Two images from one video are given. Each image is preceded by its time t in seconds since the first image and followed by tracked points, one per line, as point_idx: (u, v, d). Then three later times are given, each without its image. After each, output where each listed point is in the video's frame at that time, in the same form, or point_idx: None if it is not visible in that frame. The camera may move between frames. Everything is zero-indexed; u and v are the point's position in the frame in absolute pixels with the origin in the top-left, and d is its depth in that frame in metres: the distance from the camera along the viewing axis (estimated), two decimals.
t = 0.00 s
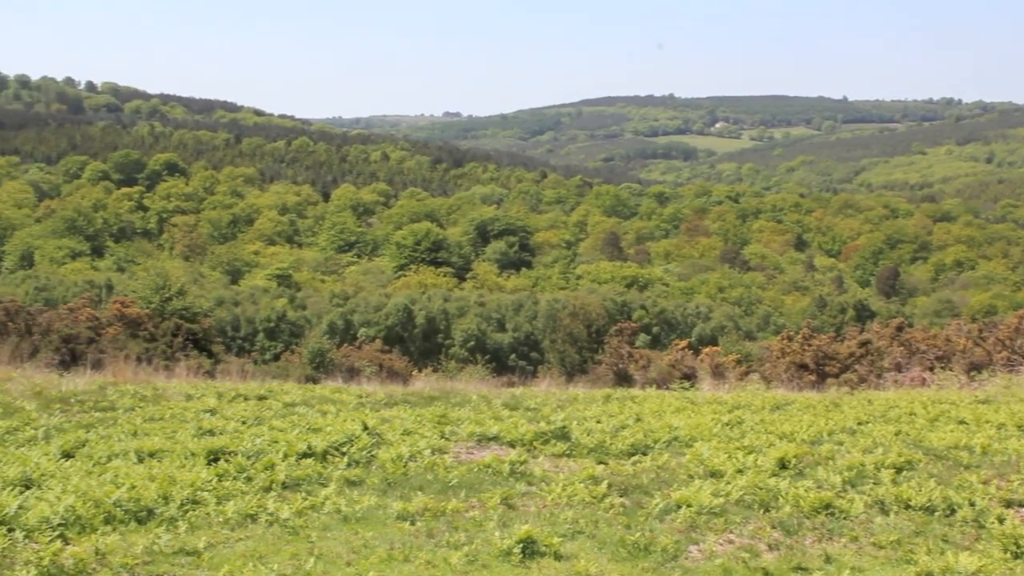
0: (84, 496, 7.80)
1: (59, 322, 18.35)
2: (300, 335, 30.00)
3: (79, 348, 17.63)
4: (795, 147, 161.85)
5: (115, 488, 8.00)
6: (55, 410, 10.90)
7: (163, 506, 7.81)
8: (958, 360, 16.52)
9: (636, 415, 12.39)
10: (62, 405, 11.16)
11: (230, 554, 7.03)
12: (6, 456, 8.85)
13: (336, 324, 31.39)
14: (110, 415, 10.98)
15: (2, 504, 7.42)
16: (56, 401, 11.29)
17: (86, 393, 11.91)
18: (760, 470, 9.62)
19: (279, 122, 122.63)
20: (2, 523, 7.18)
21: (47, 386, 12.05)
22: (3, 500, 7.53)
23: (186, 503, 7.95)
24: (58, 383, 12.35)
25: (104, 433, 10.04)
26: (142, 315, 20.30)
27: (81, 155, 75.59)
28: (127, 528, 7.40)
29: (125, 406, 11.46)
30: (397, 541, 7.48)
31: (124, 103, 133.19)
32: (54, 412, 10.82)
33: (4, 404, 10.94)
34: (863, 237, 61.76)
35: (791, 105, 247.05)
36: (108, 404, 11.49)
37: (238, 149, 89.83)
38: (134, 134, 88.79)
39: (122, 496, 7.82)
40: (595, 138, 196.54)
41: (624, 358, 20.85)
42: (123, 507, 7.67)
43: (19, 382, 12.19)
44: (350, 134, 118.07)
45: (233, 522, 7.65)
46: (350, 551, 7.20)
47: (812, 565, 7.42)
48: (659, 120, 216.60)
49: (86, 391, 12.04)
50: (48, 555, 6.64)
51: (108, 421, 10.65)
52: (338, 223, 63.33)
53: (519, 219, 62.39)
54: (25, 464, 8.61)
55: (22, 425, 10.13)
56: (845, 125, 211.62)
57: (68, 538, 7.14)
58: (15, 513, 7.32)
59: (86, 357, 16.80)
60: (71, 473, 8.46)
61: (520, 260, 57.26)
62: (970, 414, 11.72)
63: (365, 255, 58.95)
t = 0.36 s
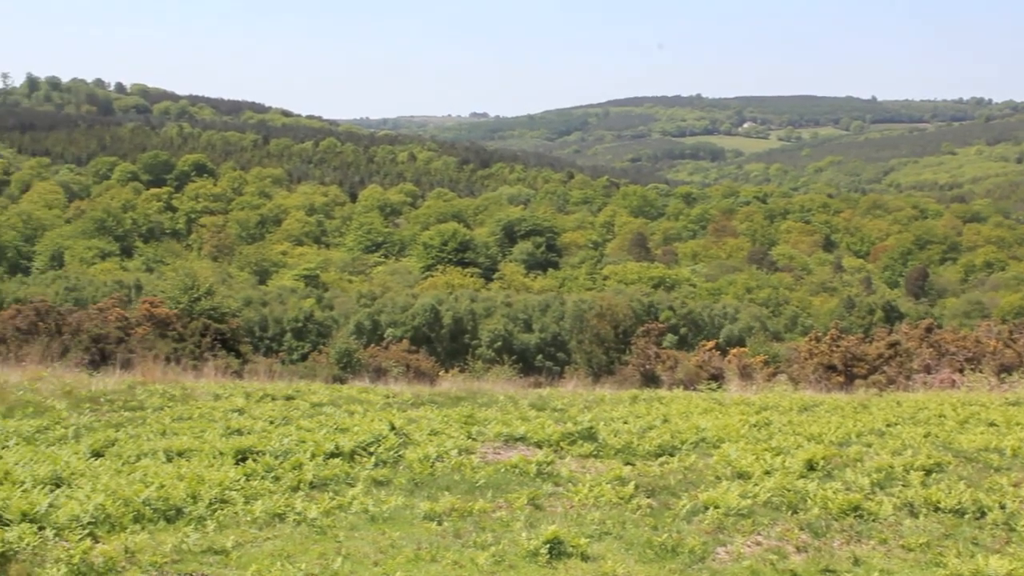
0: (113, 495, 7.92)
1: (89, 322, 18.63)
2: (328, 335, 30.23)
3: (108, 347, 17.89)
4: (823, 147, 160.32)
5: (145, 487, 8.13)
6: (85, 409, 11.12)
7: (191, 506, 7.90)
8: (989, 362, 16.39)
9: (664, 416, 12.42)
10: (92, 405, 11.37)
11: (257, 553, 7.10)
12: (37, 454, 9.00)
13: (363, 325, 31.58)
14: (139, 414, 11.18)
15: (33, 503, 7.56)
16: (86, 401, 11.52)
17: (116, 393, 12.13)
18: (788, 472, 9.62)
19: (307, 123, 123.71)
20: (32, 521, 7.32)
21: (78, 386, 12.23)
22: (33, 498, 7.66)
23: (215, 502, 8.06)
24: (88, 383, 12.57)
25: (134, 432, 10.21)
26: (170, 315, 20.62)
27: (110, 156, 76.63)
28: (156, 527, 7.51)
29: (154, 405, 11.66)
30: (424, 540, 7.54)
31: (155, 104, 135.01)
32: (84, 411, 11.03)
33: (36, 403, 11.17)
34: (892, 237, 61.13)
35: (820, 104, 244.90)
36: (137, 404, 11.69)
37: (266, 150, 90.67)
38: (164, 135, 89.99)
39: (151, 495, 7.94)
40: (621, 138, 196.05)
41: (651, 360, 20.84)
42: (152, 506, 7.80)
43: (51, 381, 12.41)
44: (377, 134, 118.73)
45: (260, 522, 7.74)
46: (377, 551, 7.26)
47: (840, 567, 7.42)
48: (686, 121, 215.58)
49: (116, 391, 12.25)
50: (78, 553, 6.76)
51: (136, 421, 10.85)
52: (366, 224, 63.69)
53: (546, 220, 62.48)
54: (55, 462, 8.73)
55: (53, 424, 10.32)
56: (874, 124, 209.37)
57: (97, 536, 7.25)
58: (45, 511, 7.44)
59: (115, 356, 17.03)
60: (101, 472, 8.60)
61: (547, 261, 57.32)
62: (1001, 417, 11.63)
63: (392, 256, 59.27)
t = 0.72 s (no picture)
0: (139, 494, 7.89)
1: (115, 322, 18.90)
2: (352, 335, 30.44)
3: (134, 347, 18.12)
4: (849, 147, 158.94)
5: (171, 487, 8.10)
6: (111, 409, 11.30)
7: (215, 504, 7.89)
8: (1016, 364, 16.25)
9: (688, 417, 12.43)
10: (118, 405, 11.55)
11: (282, 552, 7.08)
12: (64, 453, 9.04)
13: (387, 324, 31.77)
14: (164, 414, 11.36)
15: (60, 501, 7.46)
16: (112, 400, 11.71)
17: (142, 392, 12.31)
18: (813, 474, 9.60)
19: (332, 124, 124.31)
20: (58, 519, 7.20)
21: (104, 386, 12.41)
22: (60, 496, 7.56)
23: (240, 501, 8.06)
24: (115, 383, 12.76)
25: (159, 431, 10.35)
26: (195, 315, 20.87)
27: (136, 157, 77.62)
28: (181, 526, 7.47)
29: (178, 405, 11.83)
30: (449, 541, 7.55)
31: (181, 105, 136.52)
32: (110, 411, 11.21)
33: (63, 402, 11.36)
34: (918, 238, 60.55)
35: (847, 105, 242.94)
36: (163, 404, 11.87)
37: (290, 151, 91.39)
38: (190, 136, 91.06)
39: (176, 493, 7.93)
40: (645, 139, 195.56)
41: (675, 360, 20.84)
42: (177, 505, 7.76)
43: (77, 380, 12.62)
44: (400, 135, 119.33)
45: (284, 522, 7.72)
46: (401, 550, 7.25)
47: (865, 569, 7.40)
48: (711, 121, 214.59)
49: (141, 391, 12.43)
50: (104, 551, 6.65)
51: (162, 420, 11.02)
52: (390, 224, 63.99)
53: (570, 221, 62.53)
54: (81, 461, 8.76)
55: (79, 423, 10.48)
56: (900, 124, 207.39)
57: (122, 534, 7.16)
58: (71, 509, 7.34)
59: (141, 356, 17.25)
60: (126, 471, 8.61)
61: (571, 261, 57.33)
62: None
63: (416, 256, 59.55)
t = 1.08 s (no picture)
0: (162, 494, 7.99)
1: (138, 323, 19.15)
2: (372, 336, 30.62)
3: (157, 347, 18.34)
4: (871, 148, 157.77)
5: (193, 486, 8.19)
6: (134, 408, 11.48)
7: (238, 504, 7.97)
8: None
9: (709, 418, 12.43)
10: (141, 404, 11.74)
11: (304, 552, 7.14)
12: (87, 452, 9.18)
13: (408, 325, 31.96)
14: (186, 414, 11.52)
15: (83, 500, 7.55)
16: (135, 400, 11.89)
17: (164, 392, 12.49)
18: (835, 475, 9.60)
19: (354, 125, 124.95)
20: (82, 518, 7.29)
21: (127, 386, 12.60)
22: (84, 496, 7.65)
23: (262, 501, 8.14)
24: (137, 383, 12.94)
25: (181, 431, 10.50)
26: (217, 316, 21.12)
27: (159, 158, 78.46)
28: (203, 525, 7.55)
29: (201, 405, 11.98)
30: (469, 541, 7.60)
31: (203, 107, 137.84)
32: (133, 411, 11.37)
33: (86, 402, 11.53)
34: (941, 239, 59.97)
35: (870, 106, 241.03)
36: (185, 403, 12.04)
37: (312, 152, 92.02)
38: (212, 138, 91.94)
39: (198, 493, 8.01)
40: (667, 140, 195.09)
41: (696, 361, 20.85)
42: (199, 505, 7.84)
43: (101, 380, 12.81)
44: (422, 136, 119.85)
45: (306, 522, 7.79)
46: (422, 551, 7.31)
47: (887, 572, 7.40)
48: (732, 121, 213.65)
49: (163, 391, 12.61)
50: (127, 550, 6.74)
51: (184, 420, 11.18)
52: (411, 225, 64.24)
53: (591, 222, 62.48)
54: (104, 460, 8.88)
55: (102, 423, 10.65)
56: (924, 125, 205.05)
57: (145, 534, 7.23)
58: (94, 508, 7.42)
59: (163, 356, 17.45)
60: (149, 471, 8.72)
61: (592, 262, 57.31)
62: None
63: (437, 257, 59.75)
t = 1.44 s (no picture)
0: (180, 494, 8.03)
1: (156, 324, 19.35)
2: (389, 337, 30.78)
3: (175, 347, 18.51)
4: (890, 149, 156.70)
5: (210, 487, 8.23)
6: (152, 409, 11.62)
7: (255, 505, 8.02)
8: None
9: (726, 420, 12.46)
10: (159, 405, 11.88)
11: (321, 553, 7.17)
12: (106, 453, 9.29)
13: (425, 325, 32.12)
14: (204, 414, 11.66)
15: (102, 499, 7.53)
16: (153, 400, 12.04)
17: (182, 393, 12.63)
18: (852, 478, 9.60)
19: (371, 127, 125.49)
20: (100, 518, 7.29)
21: (145, 387, 12.74)
22: (102, 495, 7.65)
23: (280, 501, 8.20)
24: (155, 383, 13.08)
25: (199, 432, 10.63)
26: (235, 317, 21.31)
27: (177, 159, 79.10)
28: (221, 525, 7.60)
29: (218, 406, 12.11)
30: (487, 543, 7.63)
31: (221, 108, 138.81)
32: (151, 411, 11.52)
33: (104, 402, 11.67)
34: (960, 241, 59.55)
35: (889, 107, 239.50)
36: (202, 404, 12.18)
37: (329, 154, 92.50)
38: (230, 139, 92.64)
39: (216, 493, 8.05)
40: (683, 141, 194.66)
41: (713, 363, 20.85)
42: (217, 505, 7.89)
43: (119, 380, 12.96)
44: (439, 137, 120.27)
45: (323, 523, 7.85)
46: (439, 553, 7.34)
47: None
48: (750, 123, 212.73)
49: (181, 391, 12.75)
50: (145, 550, 6.72)
51: (202, 420, 11.30)
52: (428, 226, 64.47)
53: (608, 223, 62.46)
54: (122, 460, 8.98)
55: (121, 423, 10.79)
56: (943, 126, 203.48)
57: (163, 534, 7.25)
58: (113, 507, 7.43)
59: (181, 356, 17.60)
60: (167, 471, 8.80)
61: (609, 263, 57.32)
62: None
63: (454, 259, 59.94)
